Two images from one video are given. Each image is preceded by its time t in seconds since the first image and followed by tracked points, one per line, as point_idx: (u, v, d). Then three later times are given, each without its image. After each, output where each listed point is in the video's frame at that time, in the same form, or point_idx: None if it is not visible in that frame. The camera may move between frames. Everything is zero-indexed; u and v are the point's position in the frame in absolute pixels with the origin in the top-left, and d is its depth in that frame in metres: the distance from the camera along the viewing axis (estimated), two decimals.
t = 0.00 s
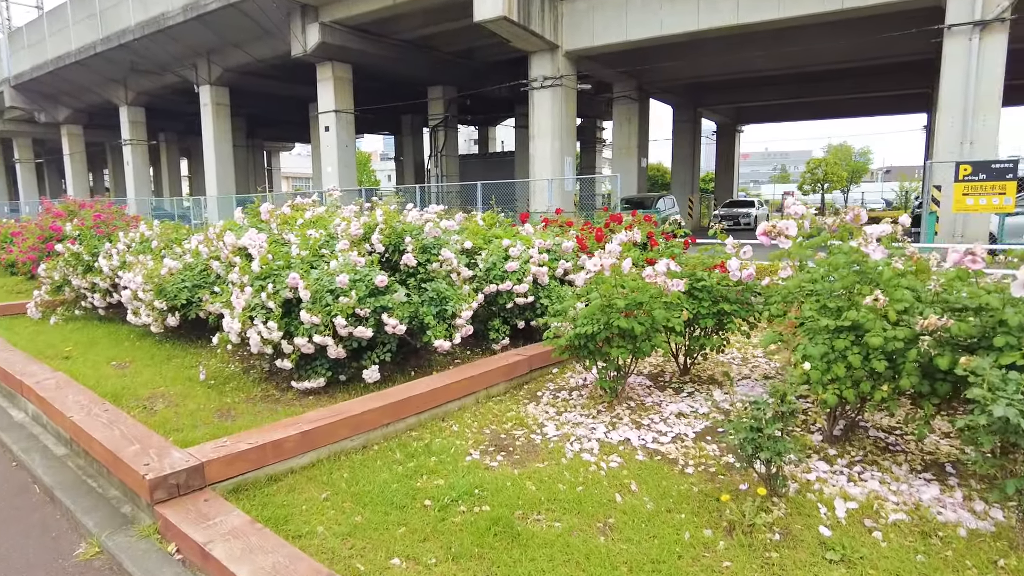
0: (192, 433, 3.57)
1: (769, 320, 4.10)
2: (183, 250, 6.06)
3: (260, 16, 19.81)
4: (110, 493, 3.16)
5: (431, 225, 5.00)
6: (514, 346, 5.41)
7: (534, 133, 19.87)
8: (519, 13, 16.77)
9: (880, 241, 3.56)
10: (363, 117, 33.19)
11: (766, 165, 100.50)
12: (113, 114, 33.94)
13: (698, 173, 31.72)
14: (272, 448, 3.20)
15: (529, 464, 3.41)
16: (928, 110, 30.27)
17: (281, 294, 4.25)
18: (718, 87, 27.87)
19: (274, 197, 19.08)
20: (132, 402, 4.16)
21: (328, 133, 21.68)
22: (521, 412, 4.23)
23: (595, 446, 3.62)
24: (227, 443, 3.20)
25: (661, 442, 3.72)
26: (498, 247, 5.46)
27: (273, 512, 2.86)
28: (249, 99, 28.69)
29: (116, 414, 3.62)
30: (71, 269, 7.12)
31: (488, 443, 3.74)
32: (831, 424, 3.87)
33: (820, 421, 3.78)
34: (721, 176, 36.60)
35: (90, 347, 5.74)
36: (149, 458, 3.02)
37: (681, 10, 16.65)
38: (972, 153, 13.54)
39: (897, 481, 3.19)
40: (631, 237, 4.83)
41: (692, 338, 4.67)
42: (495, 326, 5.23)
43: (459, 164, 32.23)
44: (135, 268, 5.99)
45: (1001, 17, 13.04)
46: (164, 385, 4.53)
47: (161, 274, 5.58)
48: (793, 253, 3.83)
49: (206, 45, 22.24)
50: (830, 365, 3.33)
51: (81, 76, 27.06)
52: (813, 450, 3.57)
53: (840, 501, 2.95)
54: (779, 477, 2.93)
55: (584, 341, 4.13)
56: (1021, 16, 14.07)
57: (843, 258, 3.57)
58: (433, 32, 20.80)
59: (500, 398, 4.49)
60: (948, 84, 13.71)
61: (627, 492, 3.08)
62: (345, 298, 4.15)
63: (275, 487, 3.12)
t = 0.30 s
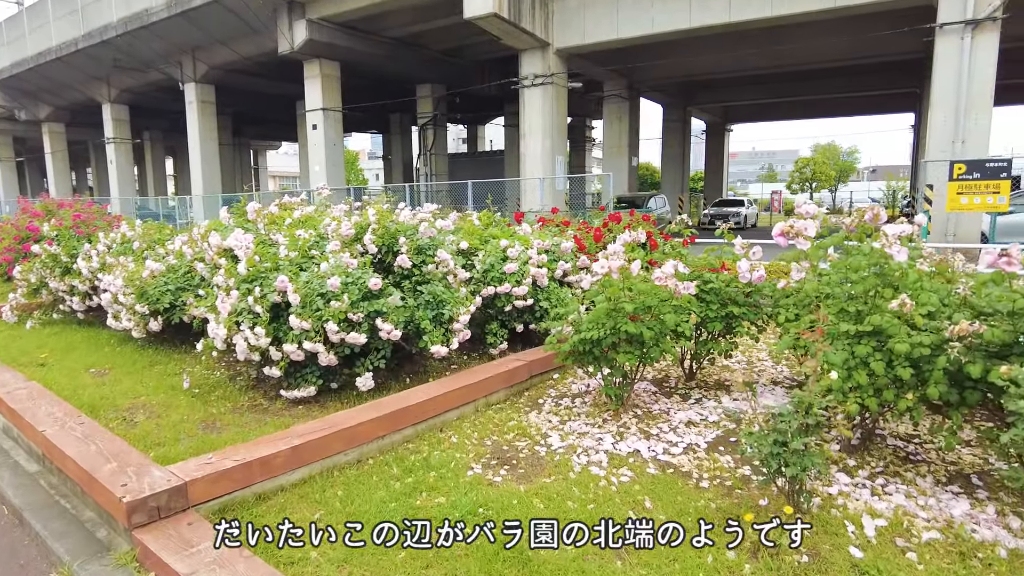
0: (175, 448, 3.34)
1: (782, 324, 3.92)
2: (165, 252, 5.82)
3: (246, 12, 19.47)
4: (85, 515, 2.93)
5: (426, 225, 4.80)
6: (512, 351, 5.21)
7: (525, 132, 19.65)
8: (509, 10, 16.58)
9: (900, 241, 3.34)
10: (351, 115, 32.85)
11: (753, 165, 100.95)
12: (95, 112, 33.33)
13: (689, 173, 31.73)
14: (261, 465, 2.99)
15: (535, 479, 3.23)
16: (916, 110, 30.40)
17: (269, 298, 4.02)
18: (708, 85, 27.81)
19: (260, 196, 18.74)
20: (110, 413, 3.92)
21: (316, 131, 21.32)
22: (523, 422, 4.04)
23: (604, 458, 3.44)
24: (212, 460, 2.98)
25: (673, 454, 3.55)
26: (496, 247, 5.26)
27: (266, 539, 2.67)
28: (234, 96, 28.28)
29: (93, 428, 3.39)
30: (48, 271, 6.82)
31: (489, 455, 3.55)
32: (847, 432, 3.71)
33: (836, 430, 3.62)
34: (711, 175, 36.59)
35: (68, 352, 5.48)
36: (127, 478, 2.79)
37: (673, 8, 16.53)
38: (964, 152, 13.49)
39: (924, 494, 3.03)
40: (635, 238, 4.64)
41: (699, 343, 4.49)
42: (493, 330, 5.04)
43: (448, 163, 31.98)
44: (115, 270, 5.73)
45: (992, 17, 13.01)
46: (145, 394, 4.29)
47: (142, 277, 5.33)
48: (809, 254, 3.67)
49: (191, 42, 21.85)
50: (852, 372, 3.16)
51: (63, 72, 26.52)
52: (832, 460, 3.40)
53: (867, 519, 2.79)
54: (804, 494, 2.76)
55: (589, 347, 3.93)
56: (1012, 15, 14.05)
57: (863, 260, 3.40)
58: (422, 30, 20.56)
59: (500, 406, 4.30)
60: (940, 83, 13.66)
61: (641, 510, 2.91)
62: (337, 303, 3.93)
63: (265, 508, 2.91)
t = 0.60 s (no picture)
0: (169, 459, 3.16)
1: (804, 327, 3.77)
2: (158, 252, 5.63)
3: (238, 8, 19.20)
4: (73, 533, 2.75)
5: (429, 224, 4.62)
6: (518, 354, 5.05)
7: (521, 130, 19.44)
8: (506, 6, 16.41)
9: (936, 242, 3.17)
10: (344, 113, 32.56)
11: (746, 163, 101.15)
12: (85, 109, 32.89)
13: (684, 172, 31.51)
14: (261, 479, 2.81)
15: (551, 492, 3.09)
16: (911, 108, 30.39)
17: (267, 300, 3.84)
18: (704, 83, 27.70)
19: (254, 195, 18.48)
20: (99, 421, 3.73)
21: (309, 129, 21.05)
22: (534, 430, 3.87)
23: (621, 469, 3.30)
24: (209, 474, 2.80)
25: (693, 464, 3.40)
26: (500, 247, 5.10)
27: (265, 540, 2.65)
28: (226, 94, 27.96)
29: (80, 438, 3.20)
30: (35, 271, 6.61)
31: (500, 465, 3.40)
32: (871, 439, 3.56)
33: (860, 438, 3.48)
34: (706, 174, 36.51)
35: (55, 355, 5.29)
36: (119, 494, 2.61)
37: (671, 5, 16.39)
38: (964, 151, 13.41)
39: (961, 508, 2.89)
40: (647, 237, 4.48)
41: (714, 346, 4.34)
42: (498, 333, 4.87)
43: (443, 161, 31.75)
44: (105, 270, 5.53)
45: (992, 15, 12.93)
46: (136, 401, 4.10)
47: (133, 277, 5.13)
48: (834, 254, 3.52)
49: (183, 38, 21.55)
50: (881, 379, 3.01)
51: (51, 69, 26.12)
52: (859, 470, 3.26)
53: (906, 534, 2.64)
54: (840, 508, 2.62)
55: (603, 350, 3.76)
56: (1011, 13, 13.97)
57: (895, 261, 3.24)
58: (416, 27, 20.34)
59: (508, 412, 4.14)
60: (939, 81, 13.56)
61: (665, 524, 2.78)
62: (339, 305, 3.75)
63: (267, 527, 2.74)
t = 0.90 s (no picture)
0: (171, 470, 3.01)
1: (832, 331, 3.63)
2: (156, 251, 5.47)
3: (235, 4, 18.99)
4: (68, 552, 2.59)
5: (438, 222, 4.46)
6: (529, 357, 4.91)
7: (521, 128, 19.27)
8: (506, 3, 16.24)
9: (980, 244, 2.98)
10: (341, 110, 32.34)
11: (743, 162, 101.15)
12: (80, 106, 32.60)
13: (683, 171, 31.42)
14: (270, 493, 2.66)
15: (574, 505, 2.94)
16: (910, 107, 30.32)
17: (272, 302, 3.68)
18: (703, 81, 27.57)
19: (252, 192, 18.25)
20: (95, 429, 3.56)
21: (307, 127, 20.83)
22: (551, 437, 3.72)
23: (646, 480, 3.16)
24: (214, 488, 2.65)
25: (720, 474, 3.26)
26: (511, 246, 4.94)
27: (265, 538, 2.60)
28: (223, 91, 27.72)
29: (77, 448, 3.03)
30: (29, 271, 6.43)
31: (518, 476, 3.25)
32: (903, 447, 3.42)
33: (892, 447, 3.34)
34: (705, 173, 36.40)
35: (50, 358, 5.11)
36: (118, 511, 2.45)
37: (673, 2, 16.24)
38: (968, 151, 13.32)
39: (1005, 522, 2.76)
40: (665, 236, 4.31)
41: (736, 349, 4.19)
42: (509, 335, 4.72)
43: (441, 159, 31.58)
44: (101, 270, 5.36)
45: (997, 12, 12.80)
46: (136, 407, 3.94)
47: (131, 278, 4.96)
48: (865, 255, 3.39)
49: (179, 34, 21.33)
50: (919, 385, 2.88)
51: (46, 66, 25.84)
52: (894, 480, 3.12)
53: (952, 551, 2.50)
54: (884, 526, 2.47)
55: (622, 354, 3.61)
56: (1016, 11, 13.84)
57: (934, 262, 3.09)
58: (415, 24, 20.16)
59: (521, 419, 3.98)
60: (943, 79, 13.44)
61: (698, 542, 2.63)
62: (348, 308, 3.59)
63: (276, 545, 2.59)
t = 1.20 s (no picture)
0: (175, 483, 2.85)
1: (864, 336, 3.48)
2: (154, 249, 5.30)
3: None
4: (67, 573, 2.42)
5: (449, 220, 4.30)
6: (541, 360, 4.75)
7: (519, 125, 19.10)
8: None
9: None
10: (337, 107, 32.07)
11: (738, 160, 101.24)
12: (72, 103, 32.21)
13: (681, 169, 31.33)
14: (283, 509, 2.50)
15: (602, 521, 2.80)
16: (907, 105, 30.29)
17: (280, 304, 3.51)
18: (701, 79, 27.45)
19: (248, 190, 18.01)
20: (93, 438, 3.39)
21: (303, 124, 20.60)
22: (571, 445, 3.57)
23: (676, 493, 3.03)
24: (223, 504, 2.48)
25: (752, 484, 3.13)
26: (523, 245, 4.79)
27: (264, 540, 2.46)
28: (217, 88, 27.43)
29: (75, 460, 2.86)
30: (22, 270, 6.22)
31: (541, 487, 3.10)
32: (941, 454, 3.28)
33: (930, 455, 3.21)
34: (702, 171, 36.30)
35: (44, 361, 4.92)
36: (118, 531, 2.28)
37: None
38: (970, 149, 13.21)
39: None
40: (686, 235, 4.14)
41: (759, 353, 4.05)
42: (522, 337, 4.55)
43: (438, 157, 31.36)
44: (98, 269, 5.18)
45: (1001, 9, 12.66)
46: (135, 414, 3.77)
47: (128, 278, 4.78)
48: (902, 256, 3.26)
49: (173, 30, 21.06)
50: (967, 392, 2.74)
51: (38, 61, 25.50)
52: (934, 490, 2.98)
53: (1010, 569, 2.36)
54: (936, 544, 2.34)
55: (647, 359, 3.46)
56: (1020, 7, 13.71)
57: (979, 263, 2.95)
58: (412, 20, 19.95)
59: (538, 425, 3.83)
60: (946, 77, 13.32)
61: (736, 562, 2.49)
62: (360, 310, 3.43)
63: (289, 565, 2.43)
